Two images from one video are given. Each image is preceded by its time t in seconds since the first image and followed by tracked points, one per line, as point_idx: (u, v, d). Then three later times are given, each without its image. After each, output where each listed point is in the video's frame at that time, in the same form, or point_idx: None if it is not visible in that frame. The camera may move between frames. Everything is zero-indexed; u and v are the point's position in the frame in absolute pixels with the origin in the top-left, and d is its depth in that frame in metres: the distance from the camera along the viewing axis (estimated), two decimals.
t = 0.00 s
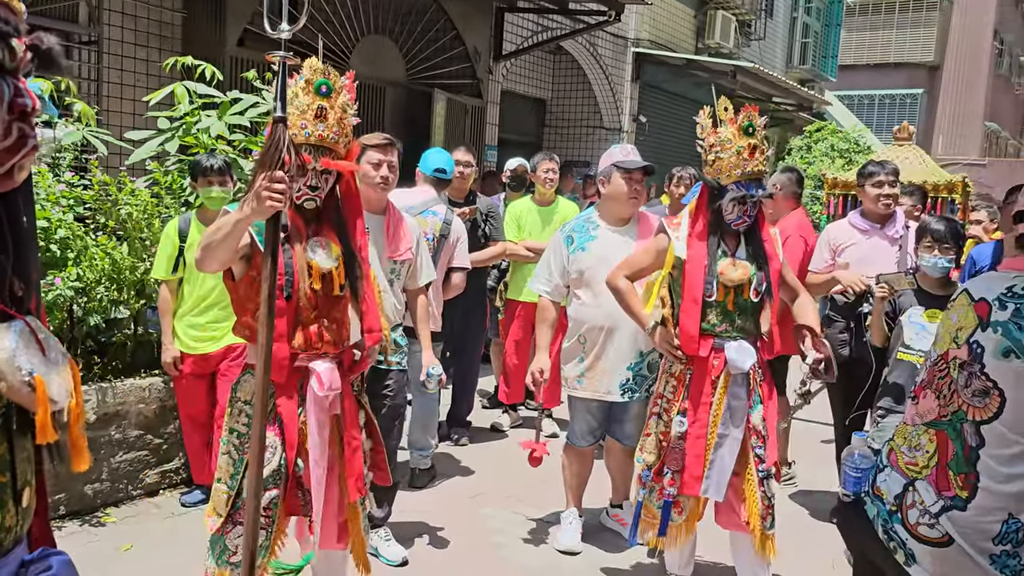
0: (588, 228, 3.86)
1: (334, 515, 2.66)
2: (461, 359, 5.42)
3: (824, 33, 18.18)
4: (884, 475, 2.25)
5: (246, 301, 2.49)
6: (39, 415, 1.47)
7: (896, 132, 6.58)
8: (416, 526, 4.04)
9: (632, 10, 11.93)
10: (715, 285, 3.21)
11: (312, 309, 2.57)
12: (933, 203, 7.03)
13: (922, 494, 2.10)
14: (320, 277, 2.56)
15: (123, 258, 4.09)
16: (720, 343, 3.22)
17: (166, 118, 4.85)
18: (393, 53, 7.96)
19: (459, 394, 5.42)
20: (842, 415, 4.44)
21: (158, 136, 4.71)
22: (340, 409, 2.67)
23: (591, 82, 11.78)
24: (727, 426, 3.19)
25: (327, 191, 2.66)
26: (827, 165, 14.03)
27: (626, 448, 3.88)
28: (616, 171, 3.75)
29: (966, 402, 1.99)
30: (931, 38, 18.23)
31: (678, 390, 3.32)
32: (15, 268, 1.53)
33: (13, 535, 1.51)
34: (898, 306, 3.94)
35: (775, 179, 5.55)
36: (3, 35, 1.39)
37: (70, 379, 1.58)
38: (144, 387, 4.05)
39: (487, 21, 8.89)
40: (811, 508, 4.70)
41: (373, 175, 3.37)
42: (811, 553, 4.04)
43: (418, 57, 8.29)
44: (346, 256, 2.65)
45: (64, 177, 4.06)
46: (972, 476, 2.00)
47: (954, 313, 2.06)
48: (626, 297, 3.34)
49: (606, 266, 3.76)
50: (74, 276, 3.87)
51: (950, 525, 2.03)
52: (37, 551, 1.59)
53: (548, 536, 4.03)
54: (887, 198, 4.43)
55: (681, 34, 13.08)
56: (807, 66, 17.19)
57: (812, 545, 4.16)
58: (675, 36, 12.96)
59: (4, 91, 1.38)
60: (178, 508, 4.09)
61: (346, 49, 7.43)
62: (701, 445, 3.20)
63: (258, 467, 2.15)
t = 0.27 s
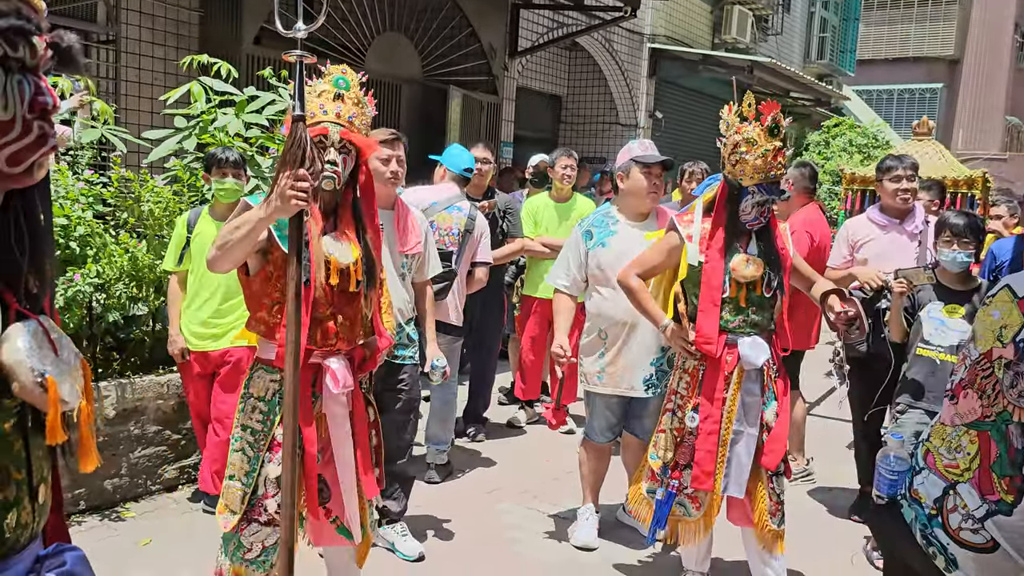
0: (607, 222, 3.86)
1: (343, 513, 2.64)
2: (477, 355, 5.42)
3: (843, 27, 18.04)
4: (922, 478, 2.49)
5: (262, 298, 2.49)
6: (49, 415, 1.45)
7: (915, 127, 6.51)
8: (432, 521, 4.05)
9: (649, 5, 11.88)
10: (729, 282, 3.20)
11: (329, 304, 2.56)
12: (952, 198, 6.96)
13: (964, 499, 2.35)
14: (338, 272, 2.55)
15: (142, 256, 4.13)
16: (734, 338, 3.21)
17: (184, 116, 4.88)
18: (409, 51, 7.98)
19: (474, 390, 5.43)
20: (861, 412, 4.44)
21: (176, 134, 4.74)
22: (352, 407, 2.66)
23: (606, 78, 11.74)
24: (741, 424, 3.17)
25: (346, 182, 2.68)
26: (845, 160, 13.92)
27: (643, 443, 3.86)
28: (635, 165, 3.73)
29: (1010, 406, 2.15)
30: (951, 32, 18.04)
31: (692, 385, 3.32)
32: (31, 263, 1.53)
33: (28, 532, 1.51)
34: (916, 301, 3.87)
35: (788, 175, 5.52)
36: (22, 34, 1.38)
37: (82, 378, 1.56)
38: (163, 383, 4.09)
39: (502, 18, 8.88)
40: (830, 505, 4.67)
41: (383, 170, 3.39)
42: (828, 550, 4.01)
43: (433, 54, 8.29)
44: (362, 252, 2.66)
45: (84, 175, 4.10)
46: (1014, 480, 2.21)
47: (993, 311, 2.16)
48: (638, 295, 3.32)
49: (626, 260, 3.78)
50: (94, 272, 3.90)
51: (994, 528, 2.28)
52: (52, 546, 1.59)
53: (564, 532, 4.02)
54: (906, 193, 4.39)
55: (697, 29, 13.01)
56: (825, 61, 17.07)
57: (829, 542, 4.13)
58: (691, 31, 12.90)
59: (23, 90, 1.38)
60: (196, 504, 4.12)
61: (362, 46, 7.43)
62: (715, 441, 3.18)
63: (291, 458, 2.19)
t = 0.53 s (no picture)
0: (634, 216, 3.83)
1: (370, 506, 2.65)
2: (503, 350, 5.42)
3: (871, 20, 17.82)
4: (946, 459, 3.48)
5: (290, 292, 2.49)
6: (71, 402, 1.36)
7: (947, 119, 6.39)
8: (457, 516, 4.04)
9: None
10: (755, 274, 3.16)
11: (358, 298, 2.54)
12: (985, 190, 6.84)
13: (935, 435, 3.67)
14: (368, 264, 2.55)
15: (172, 250, 4.19)
16: (759, 331, 3.16)
17: (211, 112, 4.91)
18: (434, 47, 7.99)
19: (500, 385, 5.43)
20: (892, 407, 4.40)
21: (204, 130, 4.78)
22: (377, 400, 2.66)
23: (631, 73, 11.68)
24: (768, 418, 3.13)
25: (374, 173, 2.68)
26: (874, 154, 13.76)
27: (672, 437, 3.83)
28: (660, 158, 3.71)
29: None
30: (983, 24, 17.73)
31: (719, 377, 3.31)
32: (56, 248, 1.49)
33: (54, 515, 1.42)
34: (950, 294, 3.77)
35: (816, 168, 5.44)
36: (46, 18, 1.34)
37: (105, 366, 1.47)
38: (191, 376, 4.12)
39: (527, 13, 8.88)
40: (859, 501, 4.61)
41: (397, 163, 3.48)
42: (859, 547, 3.95)
43: (458, 50, 8.30)
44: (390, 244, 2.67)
45: (114, 171, 4.14)
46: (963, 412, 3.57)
47: None
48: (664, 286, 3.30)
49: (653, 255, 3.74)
50: (124, 267, 3.94)
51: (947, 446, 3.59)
52: (78, 530, 1.49)
53: (591, 526, 4.01)
54: (939, 184, 4.31)
55: (724, 23, 12.89)
56: (853, 54, 16.85)
57: (859, 539, 4.07)
58: (718, 26, 12.78)
59: (50, 73, 1.35)
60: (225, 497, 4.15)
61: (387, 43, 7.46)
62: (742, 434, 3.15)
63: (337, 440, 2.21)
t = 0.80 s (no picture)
0: (669, 216, 3.78)
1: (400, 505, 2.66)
2: (533, 351, 5.41)
3: (906, 18, 17.56)
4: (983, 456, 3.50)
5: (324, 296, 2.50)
6: (100, 399, 1.37)
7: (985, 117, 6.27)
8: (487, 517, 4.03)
9: None
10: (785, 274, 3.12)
11: (390, 300, 2.55)
12: None
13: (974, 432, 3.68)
14: (404, 266, 2.55)
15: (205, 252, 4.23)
16: (789, 333, 3.12)
17: (244, 116, 4.96)
18: (463, 50, 8.00)
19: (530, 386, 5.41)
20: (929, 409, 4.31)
21: (236, 133, 4.83)
22: (408, 400, 2.66)
23: (661, 74, 11.62)
24: (798, 419, 3.06)
25: (408, 175, 2.66)
26: (910, 153, 13.54)
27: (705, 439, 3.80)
28: (695, 157, 3.68)
29: None
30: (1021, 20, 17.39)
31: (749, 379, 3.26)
32: (87, 245, 1.50)
33: (86, 511, 1.42)
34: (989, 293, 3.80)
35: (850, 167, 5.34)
36: (77, 18, 1.35)
37: (135, 363, 1.48)
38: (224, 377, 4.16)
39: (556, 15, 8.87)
40: (897, 505, 4.53)
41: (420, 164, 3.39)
42: (897, 552, 3.88)
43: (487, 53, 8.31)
44: (424, 246, 2.67)
45: (149, 174, 4.20)
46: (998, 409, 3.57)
47: None
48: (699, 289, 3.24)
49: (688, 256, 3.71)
50: (159, 269, 3.99)
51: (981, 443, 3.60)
52: (110, 526, 1.49)
53: (622, 528, 3.99)
54: (978, 181, 4.22)
55: (755, 22, 12.78)
56: (887, 53, 16.62)
57: (897, 543, 3.99)
58: (749, 25, 12.67)
59: (80, 72, 1.36)
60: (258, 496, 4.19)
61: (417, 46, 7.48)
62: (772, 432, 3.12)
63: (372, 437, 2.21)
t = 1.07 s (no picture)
0: (705, 219, 3.76)
1: (436, 510, 2.67)
2: (565, 356, 5.39)
3: (941, 17, 17.30)
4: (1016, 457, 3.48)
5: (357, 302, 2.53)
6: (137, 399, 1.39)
7: None
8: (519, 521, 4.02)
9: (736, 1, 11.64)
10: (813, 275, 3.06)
11: (424, 306, 2.57)
12: None
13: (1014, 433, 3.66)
14: (438, 270, 2.57)
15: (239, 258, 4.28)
16: (820, 336, 3.08)
17: (277, 123, 5.02)
18: (493, 55, 8.02)
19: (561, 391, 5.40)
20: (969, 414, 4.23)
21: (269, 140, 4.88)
22: (442, 405, 2.67)
23: (692, 77, 11.55)
24: (829, 425, 3.04)
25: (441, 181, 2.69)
26: (947, 154, 13.33)
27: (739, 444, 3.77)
28: (735, 158, 3.64)
29: None
30: None
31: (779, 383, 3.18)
32: (121, 250, 1.52)
33: (123, 511, 1.44)
34: None
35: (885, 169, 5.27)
36: (109, 26, 1.37)
37: (171, 365, 1.50)
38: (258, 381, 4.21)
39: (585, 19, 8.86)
40: (937, 512, 4.44)
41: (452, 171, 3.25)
42: (936, 560, 3.81)
43: (518, 58, 8.32)
44: (457, 251, 2.69)
45: (184, 182, 4.26)
46: None
47: None
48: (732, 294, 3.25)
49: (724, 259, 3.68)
50: (194, 275, 4.05)
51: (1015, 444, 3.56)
52: (147, 527, 1.51)
53: (656, 534, 3.96)
54: (1018, 181, 4.14)
55: (788, 23, 12.66)
56: (924, 52, 16.36)
57: (935, 551, 3.92)
58: (781, 26, 12.56)
59: (112, 80, 1.37)
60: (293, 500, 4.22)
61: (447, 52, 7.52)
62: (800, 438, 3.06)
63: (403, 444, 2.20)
